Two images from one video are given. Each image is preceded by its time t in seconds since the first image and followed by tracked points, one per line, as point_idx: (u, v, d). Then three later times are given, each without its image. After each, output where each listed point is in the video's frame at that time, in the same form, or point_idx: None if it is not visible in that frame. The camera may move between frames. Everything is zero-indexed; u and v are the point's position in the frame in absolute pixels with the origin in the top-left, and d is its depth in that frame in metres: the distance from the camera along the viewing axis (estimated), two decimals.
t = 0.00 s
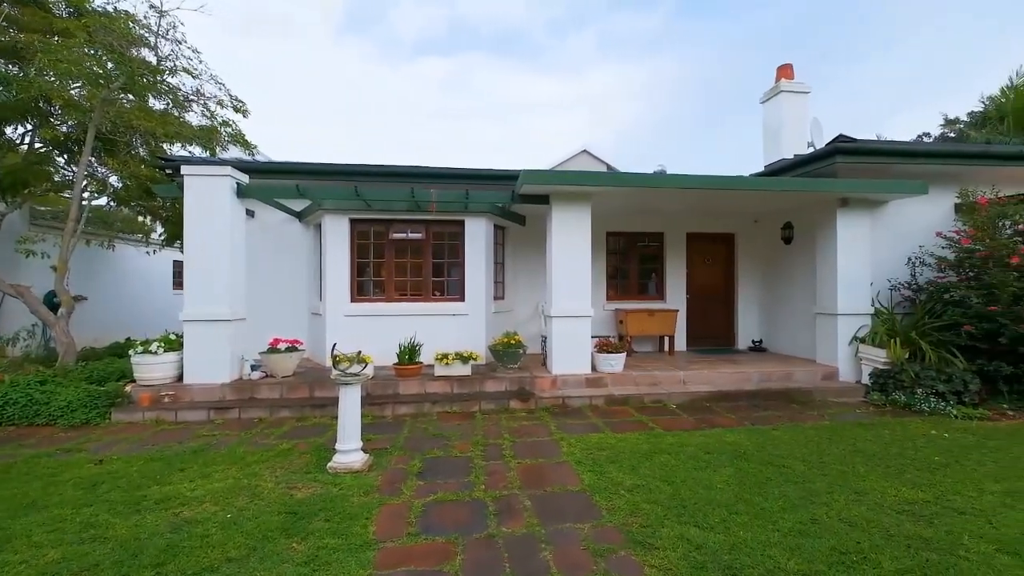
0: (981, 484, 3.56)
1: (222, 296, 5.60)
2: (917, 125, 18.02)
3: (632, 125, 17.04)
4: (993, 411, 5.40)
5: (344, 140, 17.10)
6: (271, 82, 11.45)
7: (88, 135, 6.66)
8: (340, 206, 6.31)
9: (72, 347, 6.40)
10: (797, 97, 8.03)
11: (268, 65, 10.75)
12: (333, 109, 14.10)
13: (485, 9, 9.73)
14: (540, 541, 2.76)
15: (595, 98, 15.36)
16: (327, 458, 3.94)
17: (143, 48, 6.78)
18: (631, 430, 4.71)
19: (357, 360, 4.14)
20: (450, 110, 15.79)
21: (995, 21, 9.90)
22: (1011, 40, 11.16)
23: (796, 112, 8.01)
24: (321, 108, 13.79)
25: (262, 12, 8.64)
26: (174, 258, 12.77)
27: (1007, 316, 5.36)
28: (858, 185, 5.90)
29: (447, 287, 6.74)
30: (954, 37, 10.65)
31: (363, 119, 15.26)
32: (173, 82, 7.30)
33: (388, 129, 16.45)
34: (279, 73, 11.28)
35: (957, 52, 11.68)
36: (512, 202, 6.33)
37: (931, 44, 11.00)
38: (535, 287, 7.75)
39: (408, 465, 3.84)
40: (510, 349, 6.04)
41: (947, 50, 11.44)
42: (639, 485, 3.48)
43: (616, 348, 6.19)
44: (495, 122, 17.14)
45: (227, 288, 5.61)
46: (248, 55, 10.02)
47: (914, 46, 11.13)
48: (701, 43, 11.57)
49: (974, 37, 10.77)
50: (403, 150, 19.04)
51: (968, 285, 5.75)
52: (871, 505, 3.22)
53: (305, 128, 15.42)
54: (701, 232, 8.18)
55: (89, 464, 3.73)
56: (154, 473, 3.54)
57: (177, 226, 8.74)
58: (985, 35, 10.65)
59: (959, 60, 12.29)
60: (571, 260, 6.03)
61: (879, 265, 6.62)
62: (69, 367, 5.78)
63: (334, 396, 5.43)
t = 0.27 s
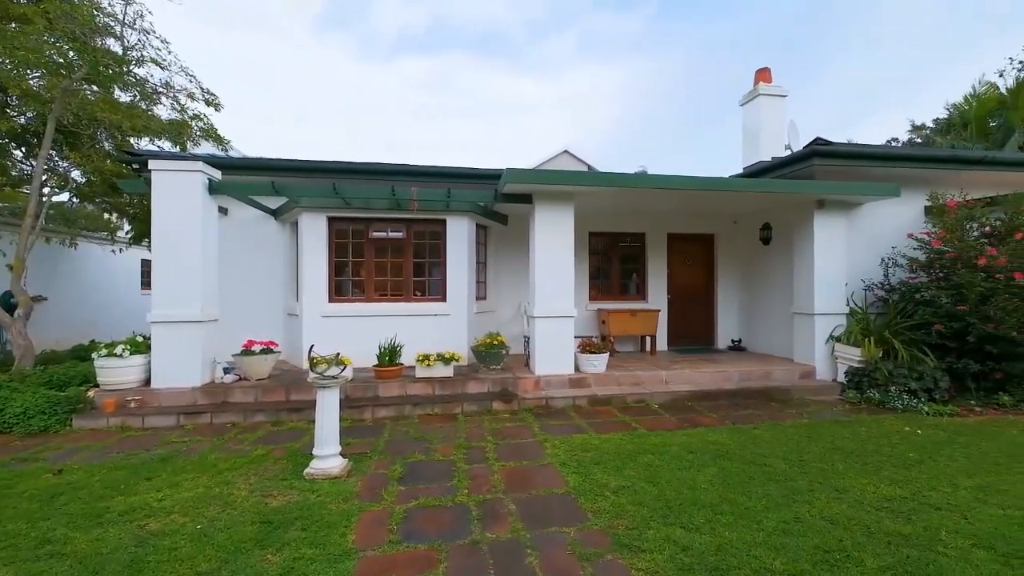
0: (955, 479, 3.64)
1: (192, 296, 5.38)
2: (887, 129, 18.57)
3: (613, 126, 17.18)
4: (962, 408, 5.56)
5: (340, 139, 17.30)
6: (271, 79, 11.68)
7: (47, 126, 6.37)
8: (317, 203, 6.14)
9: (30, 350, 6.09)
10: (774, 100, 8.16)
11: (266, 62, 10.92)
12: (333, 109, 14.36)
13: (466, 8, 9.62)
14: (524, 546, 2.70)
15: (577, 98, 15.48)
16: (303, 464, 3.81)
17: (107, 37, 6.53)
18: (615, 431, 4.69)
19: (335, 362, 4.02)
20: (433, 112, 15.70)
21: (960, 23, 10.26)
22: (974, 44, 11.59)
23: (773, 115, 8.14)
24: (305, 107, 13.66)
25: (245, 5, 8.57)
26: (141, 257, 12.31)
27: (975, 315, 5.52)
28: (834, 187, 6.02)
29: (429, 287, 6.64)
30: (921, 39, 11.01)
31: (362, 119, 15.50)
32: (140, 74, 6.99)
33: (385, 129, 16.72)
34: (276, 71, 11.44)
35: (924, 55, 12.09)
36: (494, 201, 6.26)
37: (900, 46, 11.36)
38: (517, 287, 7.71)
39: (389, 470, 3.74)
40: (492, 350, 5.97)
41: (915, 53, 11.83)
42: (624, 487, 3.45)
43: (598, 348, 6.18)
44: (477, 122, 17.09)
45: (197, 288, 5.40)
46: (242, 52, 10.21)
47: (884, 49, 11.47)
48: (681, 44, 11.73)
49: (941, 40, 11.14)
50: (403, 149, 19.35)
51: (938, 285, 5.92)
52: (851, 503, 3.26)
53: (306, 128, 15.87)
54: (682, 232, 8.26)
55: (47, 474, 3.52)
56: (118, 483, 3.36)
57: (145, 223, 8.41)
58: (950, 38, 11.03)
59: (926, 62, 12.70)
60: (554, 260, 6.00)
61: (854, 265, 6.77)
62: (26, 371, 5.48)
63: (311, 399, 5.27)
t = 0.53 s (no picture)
0: (929, 474, 3.73)
1: (160, 297, 5.17)
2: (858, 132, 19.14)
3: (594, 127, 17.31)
4: (932, 404, 5.74)
5: (339, 141, 17.53)
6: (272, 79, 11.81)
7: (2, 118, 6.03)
8: (293, 201, 5.97)
9: None
10: (752, 103, 8.29)
11: (267, 62, 11.06)
12: (335, 109, 14.54)
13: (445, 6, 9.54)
14: (509, 551, 2.64)
15: (558, 98, 15.51)
16: (278, 470, 3.66)
17: (69, 25, 6.26)
18: (598, 431, 4.67)
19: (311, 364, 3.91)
20: (413, 111, 15.52)
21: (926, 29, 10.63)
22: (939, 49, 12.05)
23: (751, 117, 8.27)
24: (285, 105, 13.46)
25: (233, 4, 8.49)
26: (106, 256, 11.82)
27: (944, 314, 5.70)
28: (811, 189, 6.13)
29: (409, 287, 6.52)
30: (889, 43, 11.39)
31: (363, 119, 15.72)
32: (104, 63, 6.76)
33: (386, 129, 16.92)
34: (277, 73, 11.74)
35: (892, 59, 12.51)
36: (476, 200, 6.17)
37: (869, 51, 11.72)
38: (499, 287, 7.64)
39: (368, 475, 3.63)
40: (474, 351, 5.89)
41: (885, 56, 12.23)
42: (609, 488, 3.42)
43: (581, 348, 6.16)
44: (459, 122, 17.01)
45: (166, 288, 5.18)
46: (242, 52, 10.42)
47: (855, 53, 11.83)
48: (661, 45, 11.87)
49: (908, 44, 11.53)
50: (405, 148, 19.54)
51: (908, 285, 6.08)
52: (832, 500, 3.29)
53: (306, 128, 16.06)
54: (663, 233, 8.32)
55: None
56: (78, 494, 3.17)
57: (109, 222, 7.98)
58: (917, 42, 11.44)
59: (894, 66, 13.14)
60: (537, 260, 5.95)
61: (829, 266, 6.91)
62: None
63: (287, 403, 5.10)
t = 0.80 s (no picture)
0: (904, 470, 3.80)
1: (126, 298, 4.95)
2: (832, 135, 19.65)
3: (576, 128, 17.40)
4: (904, 401, 5.89)
5: (341, 142, 17.36)
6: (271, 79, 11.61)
7: None
8: (268, 198, 5.80)
9: None
10: (731, 105, 8.40)
11: (268, 63, 10.86)
12: (335, 109, 14.43)
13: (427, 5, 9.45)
14: (493, 557, 2.58)
15: (540, 99, 15.49)
16: (253, 477, 3.53)
17: (29, 13, 6.47)
18: (581, 432, 4.65)
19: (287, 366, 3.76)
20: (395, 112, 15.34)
21: (896, 34, 10.98)
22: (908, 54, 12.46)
23: (730, 119, 8.38)
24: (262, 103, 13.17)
25: (224, 7, 8.34)
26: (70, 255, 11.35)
27: (915, 314, 5.85)
28: (789, 191, 6.23)
29: (389, 287, 6.40)
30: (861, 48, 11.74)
31: (363, 119, 15.57)
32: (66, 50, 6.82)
33: (387, 129, 16.80)
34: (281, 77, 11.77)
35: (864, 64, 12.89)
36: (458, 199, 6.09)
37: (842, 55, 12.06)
38: (481, 287, 7.57)
39: (347, 480, 3.52)
40: (456, 352, 5.80)
41: (857, 61, 12.60)
42: (593, 489, 3.39)
43: (564, 348, 6.14)
44: (442, 123, 16.91)
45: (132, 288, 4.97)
46: (242, 52, 10.19)
47: (829, 57, 12.15)
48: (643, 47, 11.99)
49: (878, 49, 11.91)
50: (406, 150, 19.37)
51: (881, 285, 6.23)
52: (812, 497, 3.33)
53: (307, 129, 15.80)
54: (644, 233, 8.37)
55: None
56: (34, 506, 2.99)
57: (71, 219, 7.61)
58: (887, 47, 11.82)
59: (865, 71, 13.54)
60: (519, 260, 5.90)
61: (806, 266, 7.05)
62: None
63: (262, 407, 4.94)
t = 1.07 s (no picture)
0: (882, 466, 3.88)
1: (93, 297, 4.75)
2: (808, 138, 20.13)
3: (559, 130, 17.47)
4: (880, 398, 6.03)
5: (342, 140, 17.47)
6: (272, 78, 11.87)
7: None
8: (244, 195, 5.63)
9: None
10: (712, 107, 8.51)
11: (266, 63, 11.04)
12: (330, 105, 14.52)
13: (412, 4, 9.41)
14: (478, 561, 2.52)
15: (524, 100, 15.48)
16: (228, 483, 3.40)
17: None
18: (566, 432, 4.62)
19: (265, 367, 3.69)
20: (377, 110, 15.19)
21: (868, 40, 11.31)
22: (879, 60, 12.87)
23: (711, 121, 8.49)
24: (242, 99, 12.95)
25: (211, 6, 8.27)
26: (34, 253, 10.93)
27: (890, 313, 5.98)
28: (770, 192, 6.32)
29: (371, 286, 6.28)
30: (835, 54, 12.05)
31: (362, 116, 15.68)
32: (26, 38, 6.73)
33: (385, 128, 16.99)
34: (283, 77, 12.02)
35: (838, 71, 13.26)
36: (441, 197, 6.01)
37: (818, 60, 12.38)
38: (464, 286, 7.50)
39: (327, 485, 3.43)
40: (439, 352, 5.71)
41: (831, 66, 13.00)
42: (579, 490, 3.36)
43: (548, 348, 6.11)
44: (425, 122, 16.81)
45: (99, 288, 4.77)
46: (238, 52, 10.28)
47: (805, 62, 12.45)
48: (626, 49, 12.10)
49: (851, 56, 12.25)
50: (409, 150, 19.54)
51: (858, 285, 6.37)
52: (794, 494, 3.36)
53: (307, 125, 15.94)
54: (627, 233, 8.41)
55: None
56: None
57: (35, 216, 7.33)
58: (860, 53, 12.16)
59: (840, 77, 13.91)
60: (503, 259, 5.86)
61: (785, 266, 7.16)
62: None
63: (238, 410, 4.79)
